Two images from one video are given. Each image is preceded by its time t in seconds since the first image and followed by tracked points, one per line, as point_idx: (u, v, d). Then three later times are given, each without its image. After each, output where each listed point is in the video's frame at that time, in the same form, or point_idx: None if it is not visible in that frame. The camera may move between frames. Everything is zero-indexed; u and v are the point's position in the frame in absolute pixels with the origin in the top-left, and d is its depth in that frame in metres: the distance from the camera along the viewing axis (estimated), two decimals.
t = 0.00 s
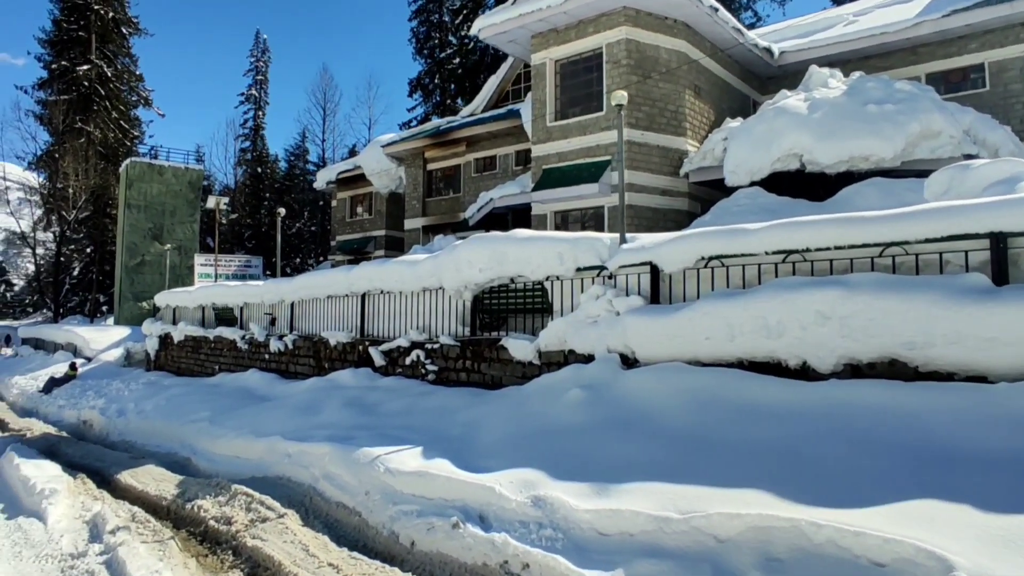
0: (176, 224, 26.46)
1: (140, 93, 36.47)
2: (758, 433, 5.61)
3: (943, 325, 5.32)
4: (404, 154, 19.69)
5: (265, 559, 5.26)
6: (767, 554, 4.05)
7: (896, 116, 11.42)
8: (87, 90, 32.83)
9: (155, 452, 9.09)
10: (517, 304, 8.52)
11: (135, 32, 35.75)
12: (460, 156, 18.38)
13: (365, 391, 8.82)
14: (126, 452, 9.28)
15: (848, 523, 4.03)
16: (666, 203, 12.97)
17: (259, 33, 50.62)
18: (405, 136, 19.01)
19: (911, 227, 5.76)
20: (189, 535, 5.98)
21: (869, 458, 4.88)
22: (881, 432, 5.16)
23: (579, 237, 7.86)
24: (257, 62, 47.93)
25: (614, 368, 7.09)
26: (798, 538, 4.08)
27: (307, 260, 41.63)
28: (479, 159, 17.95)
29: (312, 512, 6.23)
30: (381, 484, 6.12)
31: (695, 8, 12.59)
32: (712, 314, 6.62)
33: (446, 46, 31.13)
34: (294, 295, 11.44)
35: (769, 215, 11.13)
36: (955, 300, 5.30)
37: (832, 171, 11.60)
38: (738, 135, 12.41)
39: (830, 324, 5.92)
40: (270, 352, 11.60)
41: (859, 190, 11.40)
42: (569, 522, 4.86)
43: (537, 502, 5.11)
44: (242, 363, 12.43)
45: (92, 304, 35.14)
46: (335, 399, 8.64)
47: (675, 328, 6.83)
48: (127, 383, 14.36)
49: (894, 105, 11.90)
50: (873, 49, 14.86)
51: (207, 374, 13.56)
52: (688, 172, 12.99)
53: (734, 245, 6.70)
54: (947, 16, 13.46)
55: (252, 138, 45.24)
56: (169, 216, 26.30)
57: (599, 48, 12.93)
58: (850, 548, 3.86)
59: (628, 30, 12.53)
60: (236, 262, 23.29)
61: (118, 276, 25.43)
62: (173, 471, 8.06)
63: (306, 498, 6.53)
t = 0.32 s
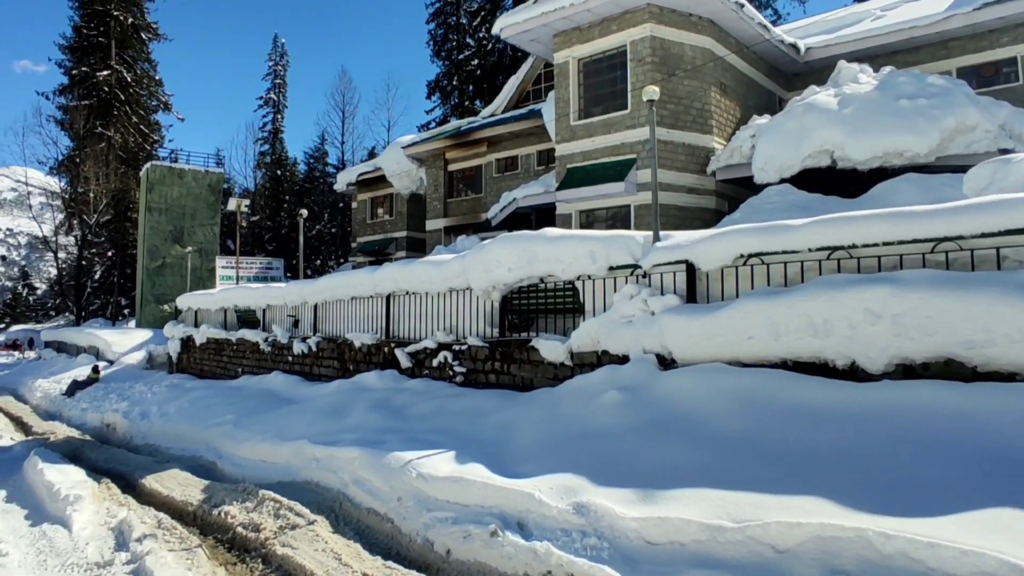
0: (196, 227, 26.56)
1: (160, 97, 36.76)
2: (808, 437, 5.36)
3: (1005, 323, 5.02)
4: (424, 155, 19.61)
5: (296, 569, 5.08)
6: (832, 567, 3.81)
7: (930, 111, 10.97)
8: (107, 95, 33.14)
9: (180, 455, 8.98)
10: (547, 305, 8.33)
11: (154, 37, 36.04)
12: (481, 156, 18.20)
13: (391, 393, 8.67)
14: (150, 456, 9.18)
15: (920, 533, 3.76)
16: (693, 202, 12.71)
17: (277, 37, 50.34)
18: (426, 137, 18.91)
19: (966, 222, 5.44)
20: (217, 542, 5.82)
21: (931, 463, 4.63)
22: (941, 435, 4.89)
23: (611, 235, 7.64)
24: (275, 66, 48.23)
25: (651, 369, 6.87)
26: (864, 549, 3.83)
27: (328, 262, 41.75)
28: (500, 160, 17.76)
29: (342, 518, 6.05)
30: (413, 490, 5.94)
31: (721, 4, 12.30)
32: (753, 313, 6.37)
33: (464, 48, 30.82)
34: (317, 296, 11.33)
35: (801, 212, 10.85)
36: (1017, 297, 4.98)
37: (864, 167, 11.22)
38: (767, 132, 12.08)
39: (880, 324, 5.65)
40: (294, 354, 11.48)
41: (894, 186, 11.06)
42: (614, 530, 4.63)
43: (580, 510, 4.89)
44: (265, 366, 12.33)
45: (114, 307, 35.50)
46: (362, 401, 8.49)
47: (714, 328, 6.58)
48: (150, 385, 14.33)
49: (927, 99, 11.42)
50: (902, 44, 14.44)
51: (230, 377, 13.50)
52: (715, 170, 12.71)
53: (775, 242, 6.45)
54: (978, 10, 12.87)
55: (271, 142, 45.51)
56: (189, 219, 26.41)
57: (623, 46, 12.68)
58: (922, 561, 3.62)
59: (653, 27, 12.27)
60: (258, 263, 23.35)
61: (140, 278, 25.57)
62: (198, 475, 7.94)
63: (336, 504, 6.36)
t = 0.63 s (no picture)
0: (220, 231, 26.65)
1: (184, 103, 37.10)
2: (875, 443, 5.04)
3: None
4: (449, 158, 19.57)
5: None
6: None
7: (972, 104, 10.35)
8: (133, 100, 33.52)
9: (209, 461, 8.84)
10: (584, 306, 8.09)
11: (179, 42, 36.41)
12: (506, 158, 18.15)
13: (425, 398, 8.48)
14: (179, 461, 9.04)
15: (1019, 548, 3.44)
16: (726, 200, 12.42)
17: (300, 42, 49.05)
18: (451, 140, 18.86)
19: None
20: (252, 552, 5.61)
21: (1017, 471, 4.28)
22: None
23: (653, 234, 7.40)
24: (298, 70, 48.59)
25: (698, 372, 6.57)
26: (956, 565, 3.50)
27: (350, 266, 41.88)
28: (526, 161, 17.77)
29: (380, 528, 5.82)
30: (454, 497, 5.70)
31: None
32: (806, 311, 5.98)
33: (487, 50, 30.83)
34: (347, 299, 11.20)
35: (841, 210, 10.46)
36: None
37: (904, 164, 10.64)
38: (803, 129, 11.67)
39: (947, 323, 5.22)
40: (321, 358, 11.34)
41: (934, 183, 10.41)
42: (674, 541, 4.34)
43: (635, 519, 4.61)
44: (292, 370, 12.21)
45: (138, 312, 35.83)
46: (394, 406, 8.27)
47: (764, 328, 6.21)
48: (176, 390, 14.26)
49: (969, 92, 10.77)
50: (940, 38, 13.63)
51: (256, 381, 13.39)
52: (749, 168, 12.37)
53: (830, 239, 6.12)
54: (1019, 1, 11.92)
55: (293, 146, 45.82)
56: (213, 223, 26.51)
57: (655, 42, 12.46)
58: None
59: (686, 23, 12.04)
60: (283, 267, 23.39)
61: (165, 283, 25.71)
62: (228, 482, 7.76)
63: (372, 512, 6.13)
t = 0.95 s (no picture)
0: (238, 234, 26.70)
1: (201, 107, 37.34)
2: (930, 450, 4.78)
3: None
4: (467, 158, 19.49)
5: None
6: None
7: (1012, 99, 9.99)
8: (151, 105, 33.76)
9: (231, 464, 8.73)
10: (613, 308, 7.91)
11: (196, 47, 36.64)
12: (525, 158, 18.02)
13: (449, 400, 8.31)
14: (200, 464, 8.93)
15: None
16: (753, 199, 12.20)
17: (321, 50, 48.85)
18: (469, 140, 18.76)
19: None
20: (278, 559, 5.45)
21: None
22: None
23: (685, 233, 7.19)
24: (314, 73, 48.81)
25: (736, 375, 6.34)
26: None
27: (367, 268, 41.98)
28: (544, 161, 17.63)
29: (409, 535, 5.64)
30: (486, 504, 5.49)
31: None
32: (852, 312, 5.71)
33: (502, 51, 30.85)
34: (368, 300, 11.08)
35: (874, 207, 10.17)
36: None
37: (940, 161, 10.31)
38: (833, 126, 11.40)
39: (1006, 324, 4.94)
40: (342, 360, 11.22)
41: (972, 180, 10.07)
42: (723, 554, 4.12)
43: (680, 529, 4.40)
44: (312, 372, 12.11)
45: (156, 314, 36.09)
46: (418, 409, 8.10)
47: (806, 329, 5.97)
48: (196, 392, 14.20)
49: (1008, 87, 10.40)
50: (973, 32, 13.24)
51: (276, 383, 13.31)
52: (776, 167, 12.11)
53: (875, 236, 5.86)
54: None
55: (309, 149, 46.01)
56: (231, 226, 26.56)
57: (679, 40, 12.24)
58: None
59: (711, 20, 11.81)
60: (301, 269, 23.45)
61: (184, 285, 25.82)
62: (251, 486, 7.64)
63: (400, 518, 5.95)
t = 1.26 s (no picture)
0: (261, 237, 26.81)
1: (222, 111, 37.63)
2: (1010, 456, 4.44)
3: None
4: (490, 160, 19.39)
5: None
6: None
7: None
8: (173, 109, 34.07)
9: (260, 468, 8.61)
10: (651, 309, 7.66)
11: (216, 52, 36.95)
12: (550, 159, 17.90)
13: (482, 404, 8.12)
14: (228, 468, 8.82)
15: None
16: (789, 197, 11.92)
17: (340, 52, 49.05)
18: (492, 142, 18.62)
19: None
20: (311, 568, 5.25)
21: None
22: None
23: (728, 230, 6.88)
24: (334, 76, 49.08)
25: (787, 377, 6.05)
26: None
27: (390, 270, 42.17)
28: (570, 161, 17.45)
29: (446, 544, 5.41)
30: (528, 512, 5.24)
31: None
32: (915, 311, 5.38)
33: (523, 52, 30.85)
34: (394, 302, 10.90)
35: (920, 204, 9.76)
36: None
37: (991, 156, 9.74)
38: (875, 120, 11.08)
39: None
40: (368, 363, 11.09)
41: None
42: (792, 571, 3.83)
43: (742, 543, 4.12)
44: (339, 375, 11.99)
45: (181, 317, 36.50)
46: (451, 412, 7.91)
47: (863, 330, 5.64)
48: (222, 394, 14.18)
49: None
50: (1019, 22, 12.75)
51: (302, 386, 13.22)
52: (814, 163, 11.91)
53: (936, 232, 5.50)
54: None
55: (330, 151, 46.27)
56: (254, 229, 26.67)
57: (711, 34, 11.95)
58: None
59: (744, 13, 11.53)
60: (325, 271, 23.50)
61: (207, 288, 25.96)
62: (280, 490, 7.48)
63: (436, 526, 5.73)
